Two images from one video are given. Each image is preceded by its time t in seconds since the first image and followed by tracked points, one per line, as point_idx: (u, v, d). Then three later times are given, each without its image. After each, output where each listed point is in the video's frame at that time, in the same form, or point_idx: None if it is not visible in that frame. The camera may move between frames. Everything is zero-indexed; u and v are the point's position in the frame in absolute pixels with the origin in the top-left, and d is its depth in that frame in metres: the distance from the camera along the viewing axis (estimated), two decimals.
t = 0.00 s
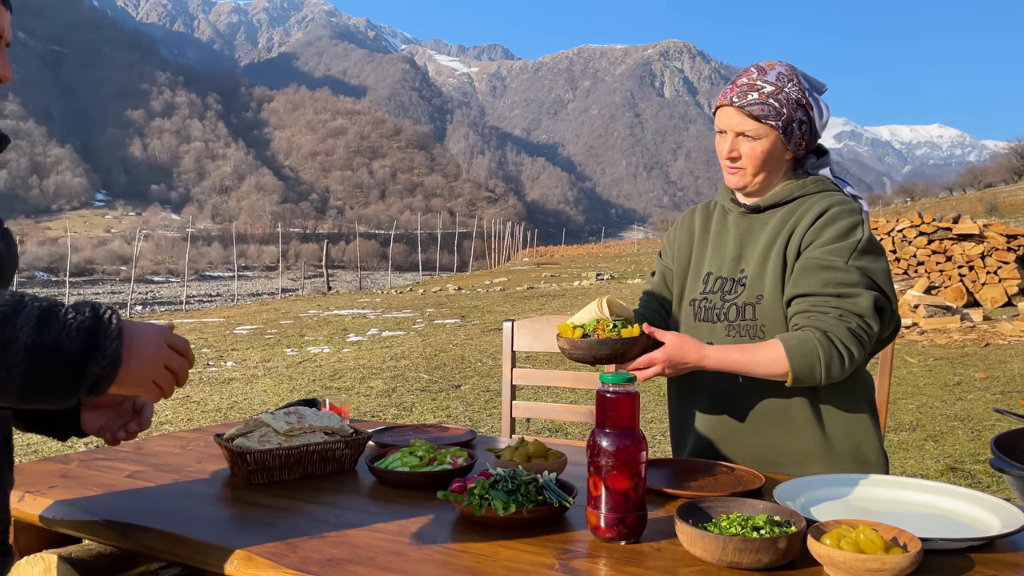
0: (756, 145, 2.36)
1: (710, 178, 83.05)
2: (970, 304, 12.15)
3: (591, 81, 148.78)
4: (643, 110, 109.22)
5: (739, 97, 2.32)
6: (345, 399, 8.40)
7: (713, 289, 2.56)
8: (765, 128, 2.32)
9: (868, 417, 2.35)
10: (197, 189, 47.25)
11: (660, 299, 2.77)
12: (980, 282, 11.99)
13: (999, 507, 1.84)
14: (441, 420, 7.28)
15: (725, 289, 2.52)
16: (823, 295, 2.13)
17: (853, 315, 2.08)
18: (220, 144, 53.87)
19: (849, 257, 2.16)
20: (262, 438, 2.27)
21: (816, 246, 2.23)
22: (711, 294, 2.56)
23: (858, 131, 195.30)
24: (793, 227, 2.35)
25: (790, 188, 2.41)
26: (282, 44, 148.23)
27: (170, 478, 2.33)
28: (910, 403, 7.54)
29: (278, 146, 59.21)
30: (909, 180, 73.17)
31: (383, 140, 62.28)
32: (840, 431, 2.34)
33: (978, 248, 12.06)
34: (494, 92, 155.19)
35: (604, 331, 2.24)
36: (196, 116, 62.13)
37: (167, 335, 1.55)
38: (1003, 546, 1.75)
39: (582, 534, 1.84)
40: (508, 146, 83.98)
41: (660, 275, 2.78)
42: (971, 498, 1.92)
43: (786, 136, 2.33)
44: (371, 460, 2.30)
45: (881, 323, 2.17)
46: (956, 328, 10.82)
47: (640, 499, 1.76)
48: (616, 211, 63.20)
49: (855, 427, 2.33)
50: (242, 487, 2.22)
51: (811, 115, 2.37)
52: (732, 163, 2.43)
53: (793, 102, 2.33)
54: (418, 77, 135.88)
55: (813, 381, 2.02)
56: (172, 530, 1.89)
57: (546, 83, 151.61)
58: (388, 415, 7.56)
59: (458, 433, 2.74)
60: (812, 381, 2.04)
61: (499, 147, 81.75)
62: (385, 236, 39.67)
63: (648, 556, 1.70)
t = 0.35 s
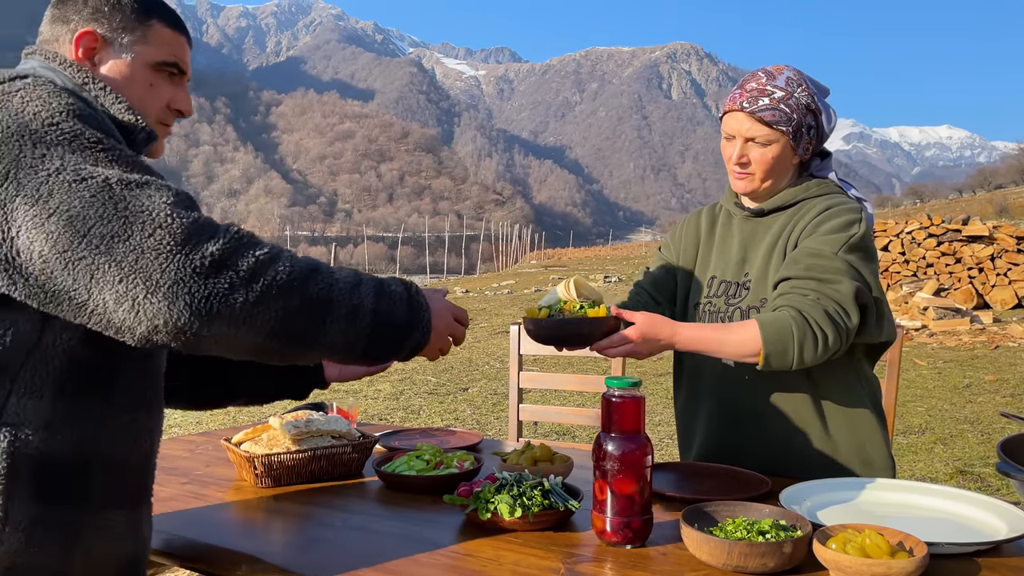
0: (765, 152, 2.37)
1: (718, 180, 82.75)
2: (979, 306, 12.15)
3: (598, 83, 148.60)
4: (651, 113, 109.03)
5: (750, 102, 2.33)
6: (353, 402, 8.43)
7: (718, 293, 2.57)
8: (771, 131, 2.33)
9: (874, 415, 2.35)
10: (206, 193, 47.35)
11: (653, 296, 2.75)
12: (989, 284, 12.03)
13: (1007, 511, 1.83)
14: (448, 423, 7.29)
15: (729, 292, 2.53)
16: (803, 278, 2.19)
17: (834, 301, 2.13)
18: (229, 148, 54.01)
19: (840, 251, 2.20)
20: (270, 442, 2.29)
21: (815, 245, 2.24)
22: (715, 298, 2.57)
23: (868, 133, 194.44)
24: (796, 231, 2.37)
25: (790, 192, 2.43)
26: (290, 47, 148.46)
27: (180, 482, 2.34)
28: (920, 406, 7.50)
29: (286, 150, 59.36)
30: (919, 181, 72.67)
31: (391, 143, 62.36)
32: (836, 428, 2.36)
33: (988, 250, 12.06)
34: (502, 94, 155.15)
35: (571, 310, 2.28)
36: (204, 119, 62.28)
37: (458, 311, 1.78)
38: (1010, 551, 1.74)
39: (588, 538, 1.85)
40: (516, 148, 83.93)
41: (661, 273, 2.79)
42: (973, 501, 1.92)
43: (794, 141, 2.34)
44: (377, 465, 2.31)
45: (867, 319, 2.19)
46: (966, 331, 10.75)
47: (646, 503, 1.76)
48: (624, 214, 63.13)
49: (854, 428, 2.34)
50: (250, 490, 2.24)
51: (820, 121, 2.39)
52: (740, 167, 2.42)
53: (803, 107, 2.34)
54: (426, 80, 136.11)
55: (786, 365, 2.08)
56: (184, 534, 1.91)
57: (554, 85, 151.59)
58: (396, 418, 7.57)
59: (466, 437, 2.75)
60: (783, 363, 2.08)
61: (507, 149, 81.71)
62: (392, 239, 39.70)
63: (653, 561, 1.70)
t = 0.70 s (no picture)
0: (769, 153, 2.37)
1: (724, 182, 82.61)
2: (986, 307, 12.09)
3: (604, 85, 148.67)
4: (656, 115, 108.95)
5: (754, 104, 2.33)
6: (359, 404, 8.46)
7: (719, 297, 2.58)
8: (773, 132, 2.33)
9: (875, 413, 2.36)
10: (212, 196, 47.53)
11: (651, 290, 2.78)
12: (996, 286, 11.98)
13: (1014, 513, 1.83)
14: (453, 425, 7.29)
15: (730, 295, 2.54)
16: (791, 272, 2.21)
17: (820, 295, 2.14)
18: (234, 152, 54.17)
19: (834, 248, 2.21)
20: (276, 447, 2.30)
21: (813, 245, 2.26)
22: (716, 300, 2.59)
23: (874, 133, 193.79)
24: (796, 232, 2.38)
25: (794, 193, 2.43)
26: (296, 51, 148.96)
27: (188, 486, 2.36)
28: (926, 408, 7.48)
29: (291, 153, 59.53)
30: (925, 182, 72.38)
31: (396, 146, 62.45)
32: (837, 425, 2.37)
33: (994, 251, 12.02)
34: (507, 97, 155.30)
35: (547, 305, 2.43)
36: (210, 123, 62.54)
37: (551, 328, 2.08)
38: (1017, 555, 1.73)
39: (592, 540, 1.86)
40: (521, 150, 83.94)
41: (662, 270, 2.81)
42: (974, 502, 1.92)
43: (797, 143, 2.34)
44: (382, 468, 2.31)
45: (853, 318, 2.20)
46: (972, 332, 10.71)
47: (652, 507, 1.76)
48: (629, 216, 62.89)
49: (857, 426, 2.35)
50: (256, 494, 2.25)
51: (824, 122, 2.39)
52: (744, 170, 2.42)
53: (807, 109, 2.34)
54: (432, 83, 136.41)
55: (767, 354, 2.10)
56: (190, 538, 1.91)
57: (559, 87, 151.80)
58: (401, 420, 7.59)
59: (470, 440, 2.75)
60: (765, 357, 2.12)
61: (512, 151, 81.77)
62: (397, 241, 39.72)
63: (658, 565, 1.69)
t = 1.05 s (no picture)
0: (773, 156, 2.37)
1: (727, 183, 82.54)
2: (991, 308, 12.09)
3: (606, 87, 148.75)
4: (658, 116, 108.84)
5: (756, 107, 2.32)
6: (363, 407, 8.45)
7: (721, 298, 2.57)
8: (774, 133, 2.32)
9: (876, 411, 2.38)
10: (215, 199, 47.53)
11: (652, 291, 2.78)
12: (1001, 286, 11.97)
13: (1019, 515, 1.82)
14: (457, 428, 7.28)
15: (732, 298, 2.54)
16: (785, 271, 2.20)
17: (812, 296, 2.14)
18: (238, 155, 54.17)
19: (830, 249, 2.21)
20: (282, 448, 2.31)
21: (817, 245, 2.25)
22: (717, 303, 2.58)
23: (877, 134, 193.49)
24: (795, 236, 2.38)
25: (797, 194, 2.42)
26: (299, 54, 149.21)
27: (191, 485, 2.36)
28: (932, 409, 7.45)
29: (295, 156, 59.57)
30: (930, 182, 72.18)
31: (399, 148, 62.46)
32: (840, 425, 2.38)
33: (999, 252, 12.01)
34: (510, 99, 155.54)
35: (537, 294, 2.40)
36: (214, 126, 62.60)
37: (553, 322, 2.10)
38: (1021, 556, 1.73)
39: (597, 542, 1.85)
40: (525, 152, 83.93)
41: (662, 268, 2.80)
42: (975, 503, 1.92)
43: (799, 145, 2.34)
44: (387, 469, 2.31)
45: (845, 318, 2.21)
46: (977, 333, 10.69)
47: (657, 508, 1.75)
48: (632, 217, 62.77)
49: (862, 426, 2.36)
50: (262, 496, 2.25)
51: (826, 122, 2.39)
52: (747, 173, 2.42)
53: (809, 110, 2.34)
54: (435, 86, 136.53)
55: (755, 351, 2.12)
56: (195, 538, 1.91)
57: (561, 90, 151.71)
58: (406, 422, 7.59)
59: (474, 443, 2.74)
60: (754, 350, 2.13)
61: (515, 153, 81.76)
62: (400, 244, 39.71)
63: (665, 567, 1.69)
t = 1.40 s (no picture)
0: (776, 159, 2.37)
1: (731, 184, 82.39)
2: (996, 309, 12.05)
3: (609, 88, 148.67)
4: (661, 117, 108.64)
5: (758, 112, 2.30)
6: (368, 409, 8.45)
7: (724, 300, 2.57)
8: (774, 136, 2.32)
9: (880, 407, 2.39)
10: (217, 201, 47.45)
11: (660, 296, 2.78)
12: (1005, 286, 11.92)
13: None
14: (462, 429, 7.28)
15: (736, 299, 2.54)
16: (780, 257, 2.21)
17: (805, 281, 2.14)
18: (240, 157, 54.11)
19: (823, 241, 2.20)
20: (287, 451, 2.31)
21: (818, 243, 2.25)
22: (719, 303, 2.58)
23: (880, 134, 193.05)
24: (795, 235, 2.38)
25: (797, 194, 2.43)
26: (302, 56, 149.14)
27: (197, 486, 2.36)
28: (937, 409, 7.43)
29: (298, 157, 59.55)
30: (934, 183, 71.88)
31: (402, 150, 62.40)
32: (844, 422, 2.38)
33: (1004, 252, 11.98)
34: (513, 100, 155.38)
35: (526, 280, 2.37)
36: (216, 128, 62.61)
37: (546, 307, 2.07)
38: None
39: (602, 544, 1.84)
40: (527, 153, 83.87)
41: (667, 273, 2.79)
42: (980, 503, 1.92)
43: (802, 146, 2.34)
44: (393, 471, 2.31)
45: (840, 310, 2.20)
46: (982, 333, 10.67)
47: (664, 509, 1.75)
48: (635, 218, 62.71)
49: (868, 423, 2.37)
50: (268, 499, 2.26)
51: (826, 122, 2.39)
52: (751, 179, 2.43)
53: (809, 112, 2.33)
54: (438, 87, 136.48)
55: (748, 333, 2.12)
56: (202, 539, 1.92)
57: (563, 90, 151.44)
58: (411, 424, 7.60)
59: (479, 445, 2.74)
60: (747, 333, 2.12)
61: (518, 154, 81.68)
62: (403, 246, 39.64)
63: (672, 570, 1.68)
